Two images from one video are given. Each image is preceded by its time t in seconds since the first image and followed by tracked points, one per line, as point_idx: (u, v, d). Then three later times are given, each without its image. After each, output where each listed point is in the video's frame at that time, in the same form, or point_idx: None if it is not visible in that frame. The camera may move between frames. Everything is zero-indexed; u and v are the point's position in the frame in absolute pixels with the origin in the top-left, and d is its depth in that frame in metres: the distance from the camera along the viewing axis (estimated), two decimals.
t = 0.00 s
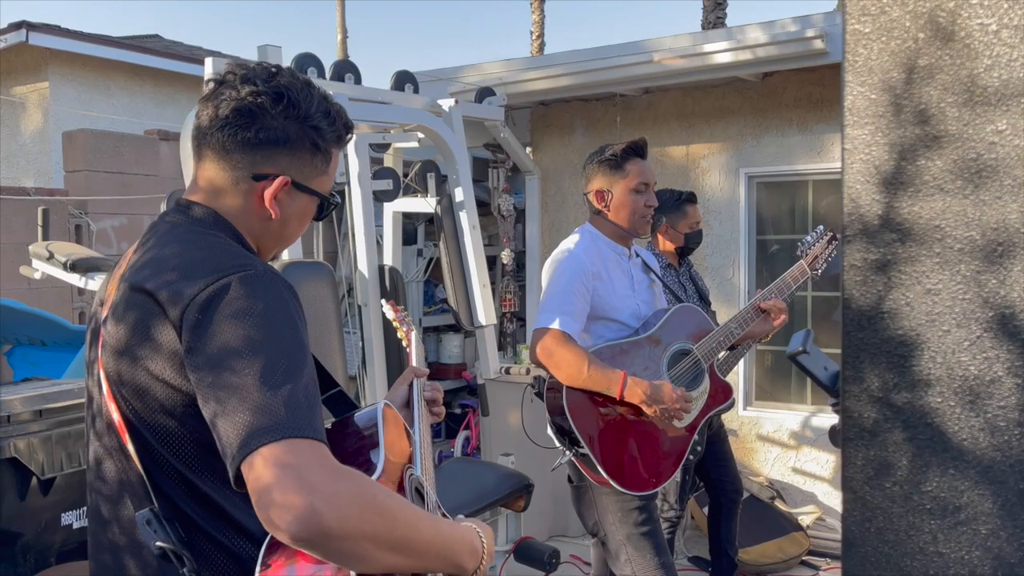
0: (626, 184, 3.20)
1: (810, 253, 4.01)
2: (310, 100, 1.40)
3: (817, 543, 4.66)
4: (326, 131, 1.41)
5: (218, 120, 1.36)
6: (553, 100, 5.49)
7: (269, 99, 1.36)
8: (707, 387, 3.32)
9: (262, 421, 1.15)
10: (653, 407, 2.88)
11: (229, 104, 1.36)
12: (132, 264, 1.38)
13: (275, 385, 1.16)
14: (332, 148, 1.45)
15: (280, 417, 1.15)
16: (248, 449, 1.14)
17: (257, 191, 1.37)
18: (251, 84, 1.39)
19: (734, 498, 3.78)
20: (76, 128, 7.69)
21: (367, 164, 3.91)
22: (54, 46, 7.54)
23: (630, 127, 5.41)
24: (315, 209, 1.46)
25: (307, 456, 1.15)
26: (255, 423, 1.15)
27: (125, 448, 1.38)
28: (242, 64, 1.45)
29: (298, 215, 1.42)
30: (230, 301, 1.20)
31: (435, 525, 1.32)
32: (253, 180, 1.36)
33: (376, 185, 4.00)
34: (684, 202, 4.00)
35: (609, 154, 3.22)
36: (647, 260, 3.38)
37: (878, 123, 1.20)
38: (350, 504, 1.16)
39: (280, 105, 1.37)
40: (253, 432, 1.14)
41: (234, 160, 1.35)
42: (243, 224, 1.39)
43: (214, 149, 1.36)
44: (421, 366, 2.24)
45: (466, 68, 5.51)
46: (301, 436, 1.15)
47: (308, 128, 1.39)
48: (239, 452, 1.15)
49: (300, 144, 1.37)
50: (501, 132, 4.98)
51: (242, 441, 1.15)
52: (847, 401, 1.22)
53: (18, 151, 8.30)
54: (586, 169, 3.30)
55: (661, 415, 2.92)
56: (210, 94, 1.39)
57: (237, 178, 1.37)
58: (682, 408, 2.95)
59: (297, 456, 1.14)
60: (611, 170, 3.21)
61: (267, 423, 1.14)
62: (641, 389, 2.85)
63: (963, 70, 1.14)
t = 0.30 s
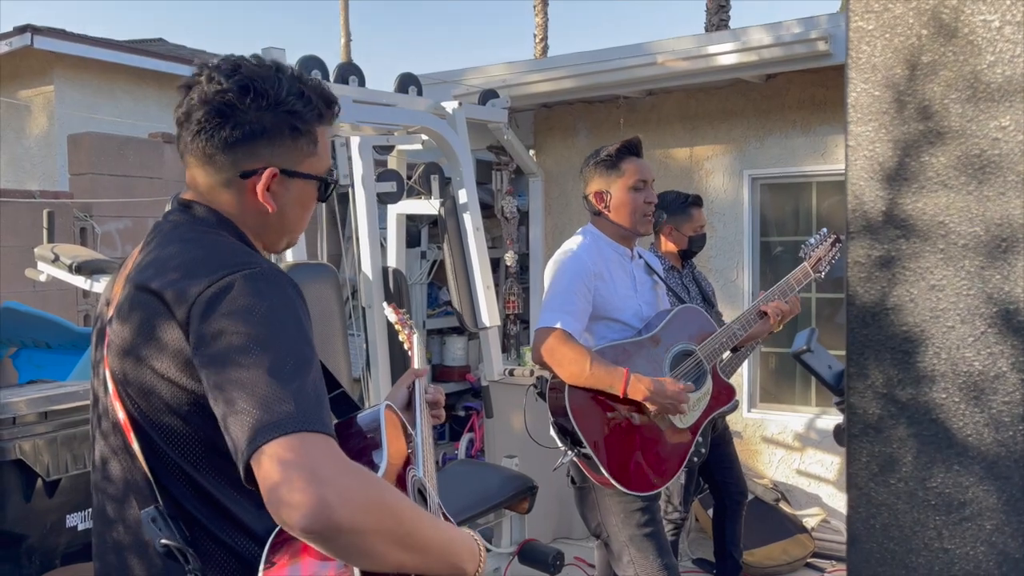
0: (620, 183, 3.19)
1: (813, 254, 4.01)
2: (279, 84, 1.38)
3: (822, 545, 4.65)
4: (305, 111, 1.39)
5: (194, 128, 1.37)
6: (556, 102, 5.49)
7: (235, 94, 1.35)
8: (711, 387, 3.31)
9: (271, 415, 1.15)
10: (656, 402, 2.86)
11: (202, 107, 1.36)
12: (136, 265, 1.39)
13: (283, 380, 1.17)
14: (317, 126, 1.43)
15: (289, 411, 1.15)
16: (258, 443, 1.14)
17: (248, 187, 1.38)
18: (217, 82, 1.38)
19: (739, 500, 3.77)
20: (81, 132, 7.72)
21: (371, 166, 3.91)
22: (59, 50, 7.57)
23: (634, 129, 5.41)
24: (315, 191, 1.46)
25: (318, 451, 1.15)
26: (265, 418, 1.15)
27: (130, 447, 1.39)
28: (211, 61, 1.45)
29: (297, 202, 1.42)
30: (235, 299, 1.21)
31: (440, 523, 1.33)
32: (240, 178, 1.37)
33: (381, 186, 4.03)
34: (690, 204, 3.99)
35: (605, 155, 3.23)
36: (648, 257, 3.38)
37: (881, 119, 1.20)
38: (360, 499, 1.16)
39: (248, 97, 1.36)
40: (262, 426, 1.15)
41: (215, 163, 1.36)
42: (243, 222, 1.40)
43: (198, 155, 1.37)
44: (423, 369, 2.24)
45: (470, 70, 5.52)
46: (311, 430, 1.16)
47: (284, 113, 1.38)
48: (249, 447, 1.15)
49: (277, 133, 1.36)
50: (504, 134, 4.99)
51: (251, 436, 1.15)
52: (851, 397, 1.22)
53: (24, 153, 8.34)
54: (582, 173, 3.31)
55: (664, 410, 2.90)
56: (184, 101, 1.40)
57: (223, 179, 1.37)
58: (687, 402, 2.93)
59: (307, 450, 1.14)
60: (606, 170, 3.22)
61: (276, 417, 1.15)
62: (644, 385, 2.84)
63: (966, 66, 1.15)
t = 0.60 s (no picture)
0: (622, 182, 3.19)
1: (818, 254, 4.01)
2: (271, 80, 1.39)
3: (828, 546, 4.64)
4: (297, 108, 1.40)
5: (187, 122, 1.37)
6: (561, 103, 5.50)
7: (228, 89, 1.36)
8: (716, 387, 3.31)
9: (264, 415, 1.15)
10: (661, 398, 2.85)
11: (193, 101, 1.37)
12: (135, 263, 1.39)
13: (278, 379, 1.17)
14: (309, 123, 1.44)
15: (282, 410, 1.15)
16: (251, 442, 1.15)
17: (240, 182, 1.38)
18: (207, 77, 1.38)
19: (745, 501, 3.76)
20: (86, 134, 7.74)
21: (375, 166, 3.92)
22: (64, 52, 7.59)
23: (638, 130, 5.41)
24: (308, 191, 1.46)
25: (310, 451, 1.15)
26: (258, 418, 1.15)
27: (130, 447, 1.39)
28: (200, 58, 1.45)
29: (289, 199, 1.42)
30: (227, 298, 1.21)
31: (440, 520, 1.33)
32: (231, 174, 1.37)
33: (386, 188, 3.99)
34: (693, 204, 3.99)
35: (602, 155, 3.24)
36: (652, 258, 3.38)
37: (890, 112, 1.20)
38: (352, 498, 1.16)
39: (240, 92, 1.36)
40: (255, 426, 1.15)
41: (208, 159, 1.36)
42: (240, 220, 1.40)
43: (188, 150, 1.37)
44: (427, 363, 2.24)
45: (474, 72, 5.53)
46: (302, 429, 1.16)
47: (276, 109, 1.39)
48: (242, 447, 1.15)
49: (270, 128, 1.37)
50: (509, 135, 4.99)
51: (245, 436, 1.15)
52: (860, 390, 1.22)
53: (29, 156, 8.36)
54: (583, 175, 3.32)
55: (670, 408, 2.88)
56: (176, 97, 1.40)
57: (216, 174, 1.37)
58: (693, 398, 2.91)
59: (299, 450, 1.14)
60: (606, 169, 3.22)
61: (269, 417, 1.15)
62: (649, 380, 2.84)
63: (975, 59, 1.15)
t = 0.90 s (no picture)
0: (641, 185, 3.19)
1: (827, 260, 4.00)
2: (298, 89, 1.40)
3: (835, 548, 4.62)
4: (319, 119, 1.41)
5: (207, 118, 1.37)
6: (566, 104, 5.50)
7: (254, 91, 1.37)
8: (721, 392, 3.31)
9: (269, 415, 1.15)
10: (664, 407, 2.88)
11: (217, 97, 1.38)
12: (142, 263, 1.39)
13: (282, 379, 1.17)
14: (328, 136, 1.45)
15: (285, 411, 1.15)
16: (254, 444, 1.15)
17: (252, 184, 1.38)
18: (237, 79, 1.40)
19: (751, 502, 3.75)
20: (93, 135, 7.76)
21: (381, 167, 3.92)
22: (72, 54, 7.61)
23: (644, 130, 5.41)
24: (318, 201, 1.46)
25: (313, 454, 1.15)
26: (262, 418, 1.15)
27: (135, 448, 1.40)
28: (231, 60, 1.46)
29: (298, 207, 1.42)
30: (234, 299, 1.21)
31: (443, 523, 1.33)
32: (246, 174, 1.37)
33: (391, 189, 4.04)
34: (690, 200, 4.01)
35: (625, 156, 3.23)
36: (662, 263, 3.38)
37: (903, 111, 1.20)
38: (355, 501, 1.17)
39: (266, 96, 1.37)
40: (259, 426, 1.15)
41: (226, 156, 1.36)
42: (247, 222, 1.40)
43: (206, 145, 1.37)
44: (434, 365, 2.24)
45: (480, 72, 5.53)
46: (305, 432, 1.15)
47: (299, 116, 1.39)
48: (246, 447, 1.15)
49: (291, 133, 1.38)
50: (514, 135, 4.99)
51: (249, 436, 1.15)
52: (872, 389, 1.22)
53: (36, 157, 8.39)
54: (602, 173, 3.32)
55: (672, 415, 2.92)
56: (201, 94, 1.41)
57: (233, 173, 1.37)
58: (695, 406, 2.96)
59: (302, 452, 1.14)
60: (626, 171, 3.22)
61: (273, 418, 1.15)
62: (653, 390, 2.85)
63: (988, 57, 1.14)
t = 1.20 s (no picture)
0: (636, 181, 3.19)
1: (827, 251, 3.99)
2: (247, 68, 1.39)
3: (839, 548, 4.62)
4: (278, 90, 1.39)
5: (173, 127, 1.38)
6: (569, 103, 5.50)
7: (204, 86, 1.36)
8: (729, 383, 3.30)
9: (271, 410, 1.15)
10: (673, 400, 2.85)
11: (174, 103, 1.38)
12: (144, 259, 1.39)
13: (281, 373, 1.17)
14: (294, 103, 1.43)
15: (287, 406, 1.15)
16: (257, 439, 1.14)
17: (236, 176, 1.38)
18: (183, 76, 1.39)
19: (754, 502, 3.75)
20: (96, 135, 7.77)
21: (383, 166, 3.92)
22: (75, 54, 7.63)
23: (648, 130, 5.41)
24: (309, 170, 1.46)
25: (317, 447, 1.15)
26: (264, 413, 1.15)
27: (137, 444, 1.40)
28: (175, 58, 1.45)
29: (288, 182, 1.42)
30: (233, 294, 1.21)
31: (445, 513, 1.33)
32: (226, 168, 1.37)
33: (395, 188, 4.04)
34: (682, 199, 4.04)
35: (620, 153, 3.23)
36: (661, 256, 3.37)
37: (909, 103, 1.18)
38: (359, 493, 1.17)
39: (217, 86, 1.37)
40: (261, 421, 1.15)
41: (200, 158, 1.37)
42: (244, 216, 1.41)
43: (180, 153, 1.39)
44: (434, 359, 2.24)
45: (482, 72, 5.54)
46: (308, 425, 1.15)
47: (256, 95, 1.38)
48: (249, 442, 1.15)
49: (252, 114, 1.37)
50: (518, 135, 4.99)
51: (251, 432, 1.15)
52: (878, 381, 1.21)
53: (40, 157, 8.40)
54: (598, 171, 3.32)
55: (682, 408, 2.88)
56: (158, 101, 1.41)
57: (212, 172, 1.38)
58: (705, 399, 2.92)
59: (305, 446, 1.14)
60: (621, 168, 3.22)
61: (275, 412, 1.15)
62: (662, 382, 2.83)
63: (996, 47, 1.13)
